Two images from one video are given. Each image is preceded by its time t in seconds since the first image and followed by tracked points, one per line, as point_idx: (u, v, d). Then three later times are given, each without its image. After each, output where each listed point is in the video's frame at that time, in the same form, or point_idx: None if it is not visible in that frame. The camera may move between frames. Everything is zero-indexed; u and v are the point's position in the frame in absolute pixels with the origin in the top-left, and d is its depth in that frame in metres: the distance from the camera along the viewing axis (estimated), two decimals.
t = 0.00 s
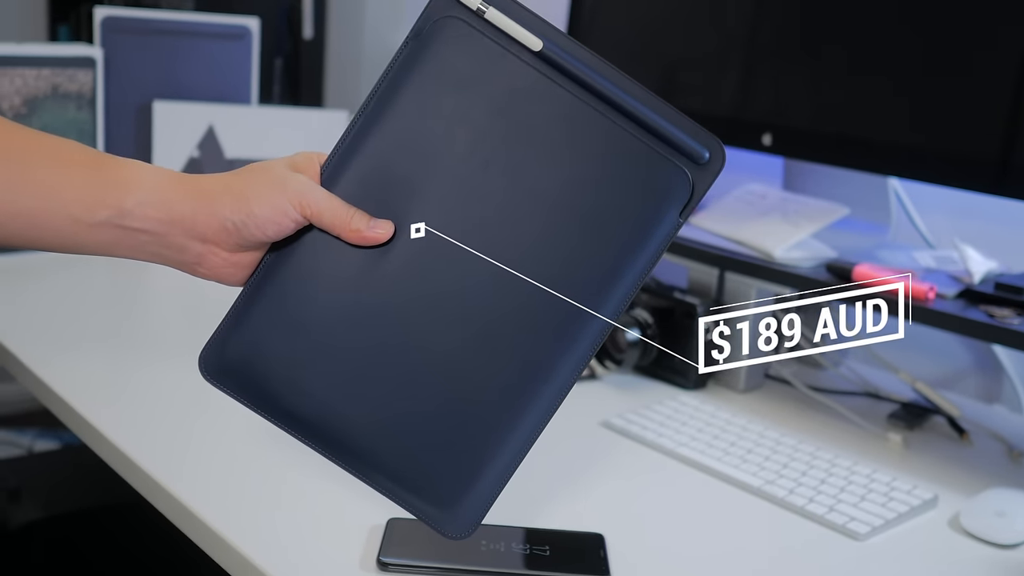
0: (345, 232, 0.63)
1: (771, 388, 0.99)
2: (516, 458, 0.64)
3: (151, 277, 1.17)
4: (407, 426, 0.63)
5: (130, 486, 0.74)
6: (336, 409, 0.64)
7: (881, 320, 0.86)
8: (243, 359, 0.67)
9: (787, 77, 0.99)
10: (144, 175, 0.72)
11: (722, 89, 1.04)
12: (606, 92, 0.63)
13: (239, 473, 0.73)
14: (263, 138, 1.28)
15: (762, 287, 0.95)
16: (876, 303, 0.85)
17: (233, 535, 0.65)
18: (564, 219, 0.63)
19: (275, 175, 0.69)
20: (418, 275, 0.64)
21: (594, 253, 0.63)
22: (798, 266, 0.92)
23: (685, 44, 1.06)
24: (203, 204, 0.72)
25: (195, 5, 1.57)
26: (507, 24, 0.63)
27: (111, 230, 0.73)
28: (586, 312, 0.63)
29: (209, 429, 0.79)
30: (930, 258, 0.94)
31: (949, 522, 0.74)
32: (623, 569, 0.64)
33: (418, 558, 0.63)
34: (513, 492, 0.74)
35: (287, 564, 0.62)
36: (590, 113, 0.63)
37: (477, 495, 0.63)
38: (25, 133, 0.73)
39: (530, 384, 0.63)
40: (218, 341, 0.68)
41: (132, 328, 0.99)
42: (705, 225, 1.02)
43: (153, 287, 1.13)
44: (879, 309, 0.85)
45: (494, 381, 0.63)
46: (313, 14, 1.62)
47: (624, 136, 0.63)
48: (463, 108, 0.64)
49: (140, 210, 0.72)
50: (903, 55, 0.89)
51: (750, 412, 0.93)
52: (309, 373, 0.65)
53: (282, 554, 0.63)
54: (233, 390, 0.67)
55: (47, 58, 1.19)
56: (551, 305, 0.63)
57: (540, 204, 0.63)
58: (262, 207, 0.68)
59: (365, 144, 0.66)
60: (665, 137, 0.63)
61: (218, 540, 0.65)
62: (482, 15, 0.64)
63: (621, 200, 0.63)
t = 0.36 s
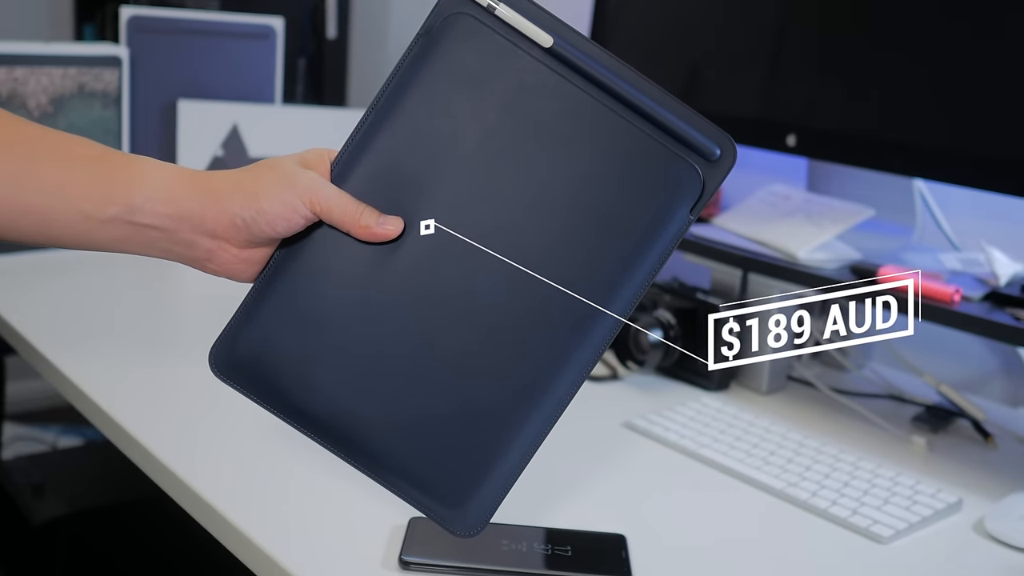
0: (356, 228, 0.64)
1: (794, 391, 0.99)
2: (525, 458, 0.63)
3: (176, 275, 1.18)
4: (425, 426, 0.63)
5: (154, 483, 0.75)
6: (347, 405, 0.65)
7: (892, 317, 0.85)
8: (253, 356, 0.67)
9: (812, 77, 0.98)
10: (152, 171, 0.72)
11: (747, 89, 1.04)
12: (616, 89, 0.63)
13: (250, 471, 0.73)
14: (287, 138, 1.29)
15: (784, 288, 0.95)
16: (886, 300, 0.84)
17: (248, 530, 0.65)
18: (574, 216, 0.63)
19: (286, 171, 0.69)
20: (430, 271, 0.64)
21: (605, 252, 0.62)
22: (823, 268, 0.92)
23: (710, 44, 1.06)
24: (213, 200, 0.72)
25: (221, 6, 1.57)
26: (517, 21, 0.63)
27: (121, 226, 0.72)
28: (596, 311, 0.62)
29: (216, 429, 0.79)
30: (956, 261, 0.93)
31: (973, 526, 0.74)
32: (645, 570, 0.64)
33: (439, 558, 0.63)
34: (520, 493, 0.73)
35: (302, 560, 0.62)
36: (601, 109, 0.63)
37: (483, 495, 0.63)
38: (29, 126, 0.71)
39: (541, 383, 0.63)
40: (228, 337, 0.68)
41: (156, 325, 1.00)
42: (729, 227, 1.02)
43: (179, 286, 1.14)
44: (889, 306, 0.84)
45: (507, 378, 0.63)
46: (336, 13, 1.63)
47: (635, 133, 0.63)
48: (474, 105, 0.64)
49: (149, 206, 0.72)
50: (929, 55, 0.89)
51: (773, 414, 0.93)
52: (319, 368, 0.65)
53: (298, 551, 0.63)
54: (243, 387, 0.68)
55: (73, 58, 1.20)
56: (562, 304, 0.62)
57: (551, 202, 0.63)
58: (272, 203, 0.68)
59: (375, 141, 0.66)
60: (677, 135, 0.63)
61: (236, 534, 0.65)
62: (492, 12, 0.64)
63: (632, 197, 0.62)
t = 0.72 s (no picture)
0: (356, 228, 0.64)
1: (810, 392, 0.99)
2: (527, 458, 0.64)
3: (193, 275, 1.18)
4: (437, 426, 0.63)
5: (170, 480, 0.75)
6: (349, 408, 0.64)
7: (894, 316, 0.88)
8: (254, 356, 0.66)
9: (829, 77, 0.98)
10: (151, 171, 0.72)
11: (764, 90, 1.04)
12: (619, 88, 0.63)
13: (260, 469, 0.73)
14: (304, 137, 1.29)
15: (801, 289, 0.94)
16: (888, 300, 0.85)
17: (263, 527, 0.65)
18: (576, 216, 0.63)
19: (287, 171, 0.69)
20: (433, 273, 0.64)
21: (608, 252, 0.62)
22: (839, 269, 0.92)
23: (727, 44, 1.06)
24: (213, 200, 0.72)
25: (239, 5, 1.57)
26: (521, 20, 0.63)
27: (120, 226, 0.72)
28: (598, 311, 0.63)
29: (223, 428, 0.79)
30: (974, 262, 0.93)
31: (991, 529, 0.73)
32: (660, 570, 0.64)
33: (453, 557, 0.63)
34: (528, 494, 0.73)
35: (318, 558, 0.62)
36: (604, 109, 0.63)
37: (484, 496, 0.63)
38: (25, 125, 0.70)
39: (541, 385, 0.63)
40: (229, 337, 0.68)
41: (172, 325, 1.00)
42: (745, 227, 1.02)
43: (195, 285, 1.14)
44: (892, 305, 0.85)
45: (509, 383, 0.63)
46: (353, 13, 1.63)
47: (638, 132, 0.63)
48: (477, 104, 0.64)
49: (149, 206, 0.71)
50: (947, 55, 0.88)
51: (788, 415, 0.92)
52: (318, 371, 0.65)
53: (313, 548, 0.64)
54: (243, 387, 0.67)
55: (92, 57, 1.21)
56: (564, 304, 0.62)
57: (554, 202, 0.63)
58: (272, 203, 0.68)
59: (376, 141, 0.65)
60: (680, 134, 0.63)
61: (251, 531, 0.66)
62: (494, 11, 0.64)
63: (634, 197, 0.62)
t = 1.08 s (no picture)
0: (356, 231, 0.63)
1: (824, 393, 0.99)
2: (531, 457, 0.64)
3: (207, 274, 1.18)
4: (448, 426, 0.63)
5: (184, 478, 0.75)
6: (349, 412, 0.64)
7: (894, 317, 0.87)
8: (250, 359, 0.66)
9: (846, 77, 0.97)
10: (152, 172, 0.72)
11: (780, 89, 1.04)
12: (620, 92, 0.62)
13: (272, 468, 0.73)
14: (318, 136, 1.30)
15: (817, 290, 0.94)
16: (887, 303, 0.84)
17: (277, 527, 0.65)
18: (575, 220, 0.62)
19: (287, 172, 0.69)
20: (434, 275, 0.63)
21: (608, 256, 0.62)
22: (854, 270, 0.91)
23: (743, 44, 1.06)
24: (212, 201, 0.71)
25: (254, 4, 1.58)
26: (522, 23, 0.63)
27: (119, 227, 0.72)
28: (597, 316, 0.62)
29: (235, 427, 0.79)
30: (990, 263, 0.92)
31: (1006, 532, 0.73)
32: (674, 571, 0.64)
33: (467, 556, 0.63)
34: (541, 494, 0.73)
35: (330, 556, 0.63)
36: (604, 112, 0.62)
37: (485, 499, 0.63)
38: (27, 127, 0.71)
39: (542, 388, 0.63)
40: (226, 340, 0.68)
41: (186, 323, 1.01)
42: (760, 228, 1.02)
43: (210, 284, 1.15)
44: (890, 308, 0.84)
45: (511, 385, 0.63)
46: (367, 13, 1.63)
47: (639, 136, 0.62)
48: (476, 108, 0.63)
49: (148, 207, 0.72)
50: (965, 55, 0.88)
51: (803, 416, 0.92)
52: (322, 375, 0.65)
53: (324, 548, 0.64)
54: (241, 390, 0.67)
55: (108, 56, 1.21)
56: (565, 308, 0.62)
57: (554, 205, 0.62)
58: (271, 205, 0.68)
59: (376, 142, 0.65)
60: (681, 138, 0.62)
61: (264, 530, 0.66)
62: (495, 14, 0.64)
63: (635, 201, 0.62)
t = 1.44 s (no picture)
0: (357, 230, 0.63)
1: (839, 394, 0.98)
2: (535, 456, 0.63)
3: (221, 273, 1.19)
4: (456, 425, 0.63)
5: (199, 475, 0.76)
6: (349, 413, 0.64)
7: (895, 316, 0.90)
8: (248, 358, 0.66)
9: (861, 77, 0.97)
10: (153, 169, 0.71)
11: (795, 90, 1.03)
12: (624, 96, 0.62)
13: (285, 467, 0.74)
14: (332, 136, 1.30)
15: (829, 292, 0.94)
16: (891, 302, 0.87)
17: (291, 523, 0.66)
18: (576, 222, 0.62)
19: (290, 171, 0.69)
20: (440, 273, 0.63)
21: (607, 259, 0.62)
22: (869, 271, 0.91)
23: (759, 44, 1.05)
24: (215, 199, 0.71)
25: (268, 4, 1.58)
26: (527, 26, 0.63)
27: (122, 225, 0.71)
28: (597, 320, 0.62)
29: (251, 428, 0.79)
30: (1006, 265, 0.92)
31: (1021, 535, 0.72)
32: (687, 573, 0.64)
33: (479, 556, 0.64)
34: (553, 495, 0.73)
35: (343, 554, 0.63)
36: (607, 116, 0.62)
37: (487, 499, 0.63)
38: (23, 123, 0.70)
39: (545, 388, 0.63)
40: (224, 339, 0.67)
41: (199, 322, 1.01)
42: (775, 229, 1.02)
43: (225, 283, 1.15)
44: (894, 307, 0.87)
45: (515, 384, 0.62)
46: (381, 14, 1.64)
47: (642, 140, 0.62)
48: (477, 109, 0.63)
49: (150, 204, 0.71)
50: (982, 56, 0.87)
51: (817, 417, 0.92)
52: (326, 376, 0.64)
53: (338, 546, 0.64)
54: (239, 390, 0.67)
55: (124, 56, 1.22)
56: (565, 311, 0.62)
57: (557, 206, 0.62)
58: (273, 202, 0.68)
59: (379, 141, 0.65)
60: (684, 143, 0.62)
61: (277, 528, 0.66)
62: (500, 17, 0.64)
63: (637, 204, 0.62)
